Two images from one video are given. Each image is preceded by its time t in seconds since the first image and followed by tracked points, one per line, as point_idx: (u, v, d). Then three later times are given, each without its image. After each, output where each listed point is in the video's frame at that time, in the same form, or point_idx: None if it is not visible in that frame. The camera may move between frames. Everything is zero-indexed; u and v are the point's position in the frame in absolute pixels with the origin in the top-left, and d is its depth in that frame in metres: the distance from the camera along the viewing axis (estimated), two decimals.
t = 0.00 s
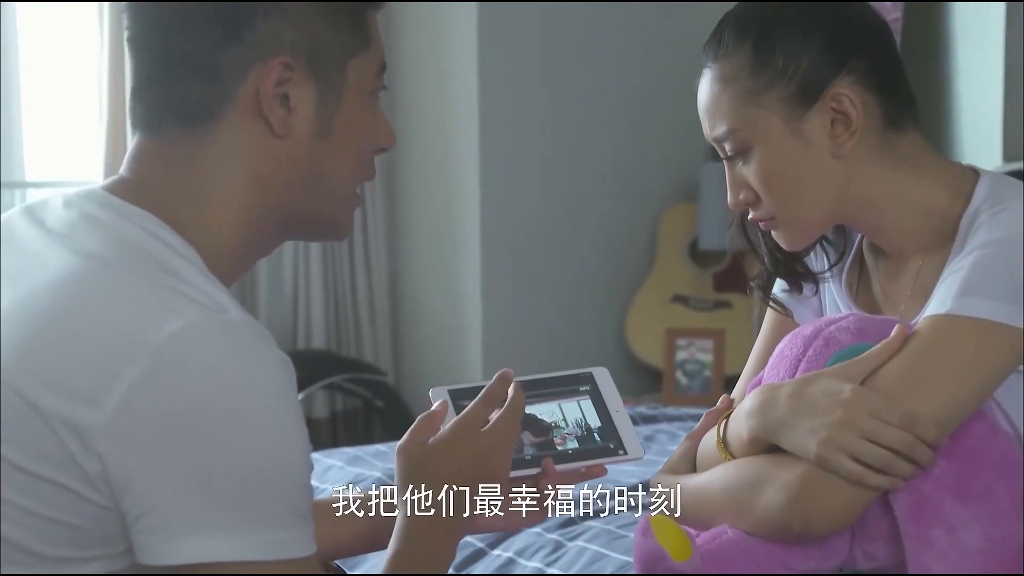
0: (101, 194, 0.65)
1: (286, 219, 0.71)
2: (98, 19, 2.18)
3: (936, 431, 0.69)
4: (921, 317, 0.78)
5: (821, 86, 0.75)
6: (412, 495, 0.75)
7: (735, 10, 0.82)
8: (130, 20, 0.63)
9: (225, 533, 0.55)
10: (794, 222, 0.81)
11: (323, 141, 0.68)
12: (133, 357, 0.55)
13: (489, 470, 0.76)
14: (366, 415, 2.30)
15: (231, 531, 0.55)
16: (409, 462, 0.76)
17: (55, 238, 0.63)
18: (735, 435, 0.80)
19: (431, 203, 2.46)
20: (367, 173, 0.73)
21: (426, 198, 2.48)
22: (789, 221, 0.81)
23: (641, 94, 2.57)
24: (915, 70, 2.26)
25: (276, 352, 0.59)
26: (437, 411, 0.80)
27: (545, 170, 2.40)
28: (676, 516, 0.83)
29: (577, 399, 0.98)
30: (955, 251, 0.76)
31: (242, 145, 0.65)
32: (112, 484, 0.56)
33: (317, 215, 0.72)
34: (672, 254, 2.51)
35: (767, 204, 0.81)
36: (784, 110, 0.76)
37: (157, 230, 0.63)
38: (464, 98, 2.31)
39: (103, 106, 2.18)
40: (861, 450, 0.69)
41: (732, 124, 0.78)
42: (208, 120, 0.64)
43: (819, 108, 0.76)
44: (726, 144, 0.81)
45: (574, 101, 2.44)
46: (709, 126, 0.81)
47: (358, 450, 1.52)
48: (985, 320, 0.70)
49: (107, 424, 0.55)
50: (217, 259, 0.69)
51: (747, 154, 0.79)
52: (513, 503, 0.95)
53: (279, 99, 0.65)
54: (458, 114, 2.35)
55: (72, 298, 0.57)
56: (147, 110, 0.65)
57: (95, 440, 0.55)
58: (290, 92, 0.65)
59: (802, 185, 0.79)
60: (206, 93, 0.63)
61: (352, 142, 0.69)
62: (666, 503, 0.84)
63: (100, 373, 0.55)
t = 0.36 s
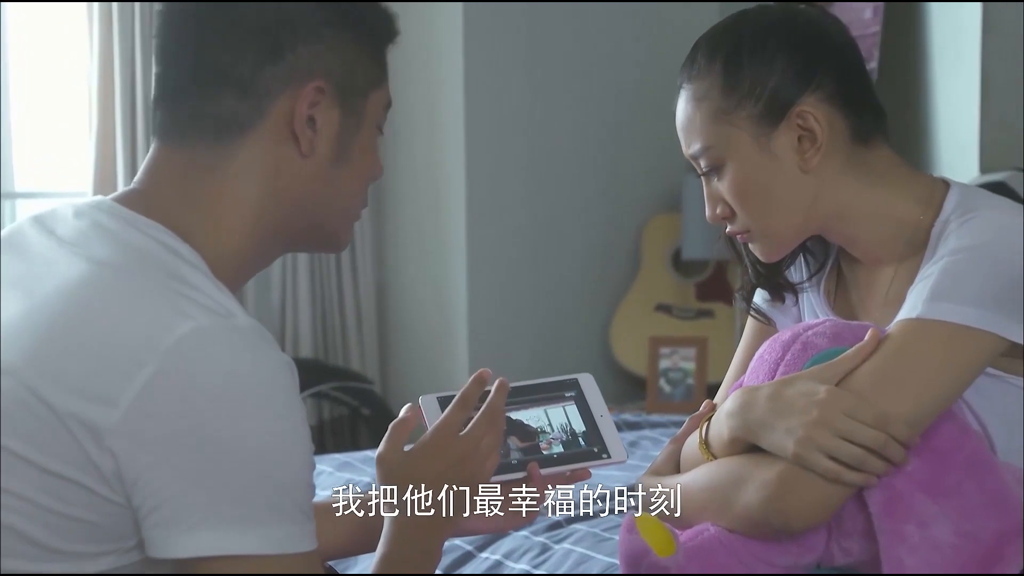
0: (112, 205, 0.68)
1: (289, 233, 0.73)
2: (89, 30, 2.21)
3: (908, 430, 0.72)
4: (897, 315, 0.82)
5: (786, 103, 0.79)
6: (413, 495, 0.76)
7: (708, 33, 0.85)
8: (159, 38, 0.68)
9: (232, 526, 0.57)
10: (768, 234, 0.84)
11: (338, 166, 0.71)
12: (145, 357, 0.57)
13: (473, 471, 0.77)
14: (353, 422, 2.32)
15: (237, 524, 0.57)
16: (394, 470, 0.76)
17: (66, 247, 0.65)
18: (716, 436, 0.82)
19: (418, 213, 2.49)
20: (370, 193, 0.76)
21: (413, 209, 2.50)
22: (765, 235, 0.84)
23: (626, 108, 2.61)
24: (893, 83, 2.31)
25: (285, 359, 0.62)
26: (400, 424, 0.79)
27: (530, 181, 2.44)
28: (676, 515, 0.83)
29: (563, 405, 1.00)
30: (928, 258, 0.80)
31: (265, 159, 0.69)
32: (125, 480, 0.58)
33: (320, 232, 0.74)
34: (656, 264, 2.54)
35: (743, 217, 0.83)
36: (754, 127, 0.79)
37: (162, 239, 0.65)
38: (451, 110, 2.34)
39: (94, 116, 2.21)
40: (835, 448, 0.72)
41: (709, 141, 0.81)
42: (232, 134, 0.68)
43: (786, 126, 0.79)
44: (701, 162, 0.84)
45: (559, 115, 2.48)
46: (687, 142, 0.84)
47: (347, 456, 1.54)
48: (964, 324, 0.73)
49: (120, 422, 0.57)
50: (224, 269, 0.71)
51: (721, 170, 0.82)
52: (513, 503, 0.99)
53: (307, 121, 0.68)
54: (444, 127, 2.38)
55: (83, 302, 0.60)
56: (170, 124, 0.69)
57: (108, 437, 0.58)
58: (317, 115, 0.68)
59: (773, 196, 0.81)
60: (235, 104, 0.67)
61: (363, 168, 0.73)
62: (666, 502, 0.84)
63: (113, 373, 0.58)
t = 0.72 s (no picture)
0: (124, 212, 0.70)
1: (294, 242, 0.76)
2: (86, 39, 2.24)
3: (891, 428, 0.74)
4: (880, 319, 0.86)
5: (769, 117, 0.82)
6: (413, 495, 0.79)
7: (692, 51, 0.89)
8: (181, 51, 0.71)
9: (241, 519, 0.60)
10: (753, 244, 0.87)
11: (346, 182, 0.75)
12: (161, 357, 0.60)
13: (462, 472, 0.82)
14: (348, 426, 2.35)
15: (243, 517, 0.60)
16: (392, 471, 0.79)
17: (80, 252, 0.68)
18: (706, 435, 0.86)
19: (411, 220, 2.51)
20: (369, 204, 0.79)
21: (407, 216, 2.53)
22: (750, 245, 0.87)
23: (616, 116, 2.65)
24: (880, 92, 2.35)
25: (292, 358, 0.66)
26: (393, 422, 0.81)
27: (522, 188, 2.47)
28: (676, 515, 0.85)
29: (558, 406, 1.04)
30: (910, 263, 0.83)
31: (279, 170, 0.72)
32: (142, 475, 0.61)
33: (323, 243, 0.78)
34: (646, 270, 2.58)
35: (729, 229, 0.87)
36: (735, 142, 0.83)
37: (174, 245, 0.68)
38: (444, 118, 2.37)
39: (90, 125, 2.24)
40: (819, 446, 0.74)
41: (694, 155, 0.84)
42: (249, 147, 0.71)
43: (767, 140, 0.82)
44: (687, 175, 0.87)
45: (550, 122, 2.51)
46: (674, 155, 0.87)
47: (345, 458, 1.57)
48: (945, 326, 0.77)
49: (137, 419, 0.60)
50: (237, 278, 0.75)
51: (706, 182, 0.85)
52: (513, 503, 1.00)
53: (323, 137, 0.72)
54: (437, 134, 2.41)
55: (99, 306, 0.63)
56: (189, 132, 0.72)
57: (126, 432, 0.61)
58: (331, 132, 0.72)
59: (757, 207, 0.84)
60: (253, 117, 0.70)
61: (367, 183, 0.77)
62: (666, 502, 0.86)
63: (128, 372, 0.61)
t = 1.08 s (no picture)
0: (141, 215, 0.73)
1: (300, 234, 0.78)
2: (91, 49, 2.27)
3: (885, 426, 0.77)
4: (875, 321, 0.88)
5: (766, 125, 0.85)
6: (413, 495, 0.81)
7: (692, 61, 0.92)
8: (168, 60, 0.74)
9: (264, 509, 0.63)
10: (751, 247, 0.89)
11: (338, 161, 0.76)
12: (184, 353, 0.63)
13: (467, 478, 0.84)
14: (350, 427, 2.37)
15: (265, 508, 0.63)
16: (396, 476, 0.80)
17: (101, 254, 0.70)
18: (706, 432, 0.88)
19: (412, 223, 2.54)
20: (372, 196, 0.81)
21: (407, 219, 2.56)
22: (749, 248, 0.90)
23: (615, 121, 2.68)
24: (874, 98, 2.38)
25: (309, 349, 0.69)
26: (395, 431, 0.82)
27: (522, 192, 2.50)
28: (676, 515, 0.87)
29: (553, 402, 1.07)
30: (905, 267, 0.86)
31: (266, 164, 0.73)
32: (171, 466, 0.64)
33: (328, 231, 0.79)
34: (644, 273, 2.60)
35: (728, 234, 0.90)
36: (734, 149, 0.85)
37: (193, 246, 0.71)
38: (444, 123, 2.40)
39: (95, 133, 2.27)
40: (816, 444, 0.77)
41: (694, 161, 0.87)
42: (232, 143, 0.73)
43: (764, 149, 0.85)
44: (688, 181, 0.90)
45: (550, 128, 2.55)
46: (675, 161, 0.90)
47: (350, 458, 1.59)
48: (936, 328, 0.80)
49: (164, 413, 0.63)
50: (250, 272, 0.76)
51: (706, 188, 0.88)
52: (513, 503, 0.97)
53: (299, 126, 0.73)
54: (438, 139, 2.44)
55: (122, 305, 0.65)
56: (185, 140, 0.74)
57: (155, 425, 0.63)
58: (309, 119, 0.73)
59: (754, 212, 0.87)
60: (229, 116, 0.72)
61: (363, 170, 0.78)
62: (666, 502, 0.88)
63: (153, 367, 0.64)
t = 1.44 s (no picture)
0: (156, 222, 0.76)
1: (309, 239, 0.81)
2: (100, 62, 2.32)
3: (877, 425, 0.80)
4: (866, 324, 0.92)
5: (763, 136, 0.88)
6: (413, 495, 0.83)
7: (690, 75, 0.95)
8: (177, 72, 0.77)
9: (279, 501, 0.66)
10: (748, 253, 0.93)
11: (343, 168, 0.79)
12: (201, 355, 0.66)
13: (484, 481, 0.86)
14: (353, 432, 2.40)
15: (283, 501, 0.66)
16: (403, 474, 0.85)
17: (117, 258, 0.73)
18: (706, 432, 0.91)
19: (413, 229, 2.57)
20: (377, 200, 0.84)
21: (409, 225, 2.59)
22: (745, 254, 0.93)
23: (615, 129, 2.72)
24: (869, 107, 2.42)
25: (321, 351, 0.72)
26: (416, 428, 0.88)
27: (523, 199, 2.53)
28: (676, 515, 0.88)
29: (553, 401, 1.10)
30: (895, 271, 0.89)
31: (276, 171, 0.76)
32: (191, 463, 0.67)
33: (334, 234, 0.82)
34: (643, 279, 2.64)
35: (726, 241, 0.93)
36: (731, 158, 0.89)
37: (207, 252, 0.74)
38: (446, 131, 2.44)
39: (103, 144, 2.31)
40: (811, 442, 0.80)
41: (693, 170, 0.90)
42: (242, 152, 0.75)
43: (760, 159, 0.88)
44: (687, 189, 0.93)
45: (549, 136, 2.58)
46: (674, 169, 0.93)
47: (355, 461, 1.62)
48: (926, 330, 0.83)
49: (184, 412, 0.66)
50: (259, 272, 0.79)
51: (705, 197, 0.91)
52: (513, 502, 1.00)
53: (306, 134, 0.76)
54: (439, 147, 2.48)
55: (139, 306, 0.68)
56: (200, 149, 0.77)
57: (176, 423, 0.66)
58: (315, 128, 0.76)
59: (750, 220, 0.90)
60: (239, 126, 0.75)
61: (366, 175, 0.81)
62: (666, 502, 0.90)
63: (169, 366, 0.66)
